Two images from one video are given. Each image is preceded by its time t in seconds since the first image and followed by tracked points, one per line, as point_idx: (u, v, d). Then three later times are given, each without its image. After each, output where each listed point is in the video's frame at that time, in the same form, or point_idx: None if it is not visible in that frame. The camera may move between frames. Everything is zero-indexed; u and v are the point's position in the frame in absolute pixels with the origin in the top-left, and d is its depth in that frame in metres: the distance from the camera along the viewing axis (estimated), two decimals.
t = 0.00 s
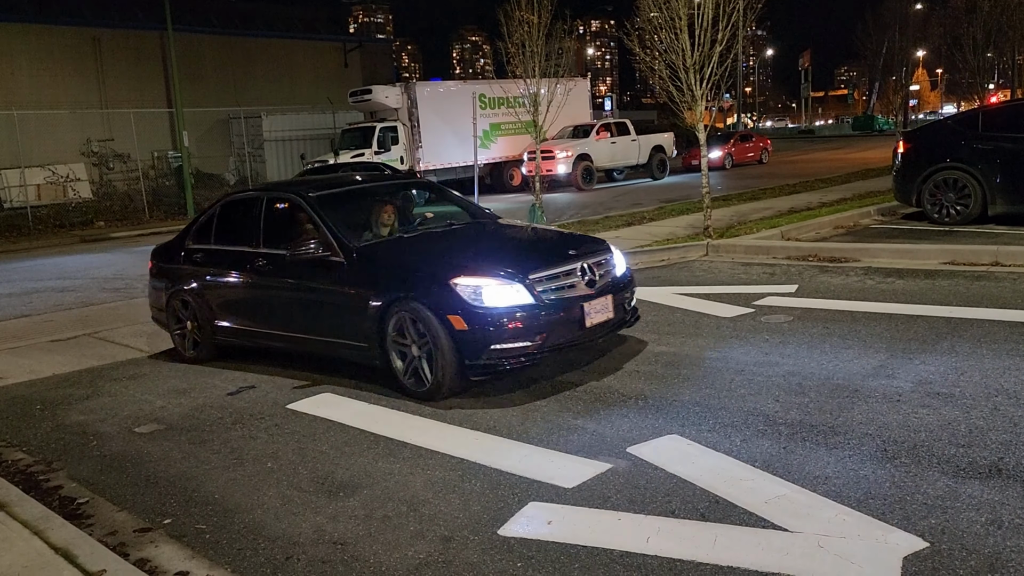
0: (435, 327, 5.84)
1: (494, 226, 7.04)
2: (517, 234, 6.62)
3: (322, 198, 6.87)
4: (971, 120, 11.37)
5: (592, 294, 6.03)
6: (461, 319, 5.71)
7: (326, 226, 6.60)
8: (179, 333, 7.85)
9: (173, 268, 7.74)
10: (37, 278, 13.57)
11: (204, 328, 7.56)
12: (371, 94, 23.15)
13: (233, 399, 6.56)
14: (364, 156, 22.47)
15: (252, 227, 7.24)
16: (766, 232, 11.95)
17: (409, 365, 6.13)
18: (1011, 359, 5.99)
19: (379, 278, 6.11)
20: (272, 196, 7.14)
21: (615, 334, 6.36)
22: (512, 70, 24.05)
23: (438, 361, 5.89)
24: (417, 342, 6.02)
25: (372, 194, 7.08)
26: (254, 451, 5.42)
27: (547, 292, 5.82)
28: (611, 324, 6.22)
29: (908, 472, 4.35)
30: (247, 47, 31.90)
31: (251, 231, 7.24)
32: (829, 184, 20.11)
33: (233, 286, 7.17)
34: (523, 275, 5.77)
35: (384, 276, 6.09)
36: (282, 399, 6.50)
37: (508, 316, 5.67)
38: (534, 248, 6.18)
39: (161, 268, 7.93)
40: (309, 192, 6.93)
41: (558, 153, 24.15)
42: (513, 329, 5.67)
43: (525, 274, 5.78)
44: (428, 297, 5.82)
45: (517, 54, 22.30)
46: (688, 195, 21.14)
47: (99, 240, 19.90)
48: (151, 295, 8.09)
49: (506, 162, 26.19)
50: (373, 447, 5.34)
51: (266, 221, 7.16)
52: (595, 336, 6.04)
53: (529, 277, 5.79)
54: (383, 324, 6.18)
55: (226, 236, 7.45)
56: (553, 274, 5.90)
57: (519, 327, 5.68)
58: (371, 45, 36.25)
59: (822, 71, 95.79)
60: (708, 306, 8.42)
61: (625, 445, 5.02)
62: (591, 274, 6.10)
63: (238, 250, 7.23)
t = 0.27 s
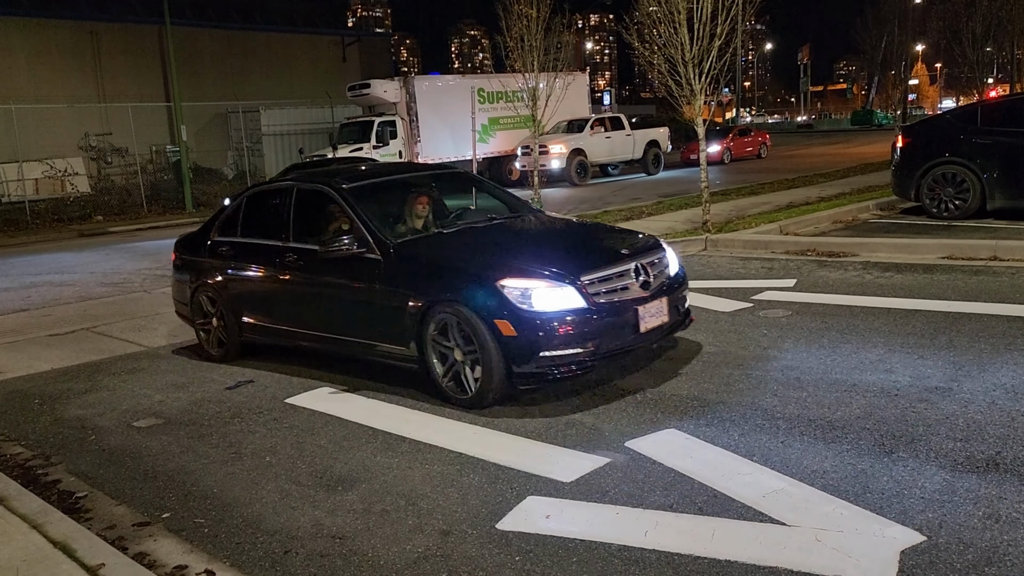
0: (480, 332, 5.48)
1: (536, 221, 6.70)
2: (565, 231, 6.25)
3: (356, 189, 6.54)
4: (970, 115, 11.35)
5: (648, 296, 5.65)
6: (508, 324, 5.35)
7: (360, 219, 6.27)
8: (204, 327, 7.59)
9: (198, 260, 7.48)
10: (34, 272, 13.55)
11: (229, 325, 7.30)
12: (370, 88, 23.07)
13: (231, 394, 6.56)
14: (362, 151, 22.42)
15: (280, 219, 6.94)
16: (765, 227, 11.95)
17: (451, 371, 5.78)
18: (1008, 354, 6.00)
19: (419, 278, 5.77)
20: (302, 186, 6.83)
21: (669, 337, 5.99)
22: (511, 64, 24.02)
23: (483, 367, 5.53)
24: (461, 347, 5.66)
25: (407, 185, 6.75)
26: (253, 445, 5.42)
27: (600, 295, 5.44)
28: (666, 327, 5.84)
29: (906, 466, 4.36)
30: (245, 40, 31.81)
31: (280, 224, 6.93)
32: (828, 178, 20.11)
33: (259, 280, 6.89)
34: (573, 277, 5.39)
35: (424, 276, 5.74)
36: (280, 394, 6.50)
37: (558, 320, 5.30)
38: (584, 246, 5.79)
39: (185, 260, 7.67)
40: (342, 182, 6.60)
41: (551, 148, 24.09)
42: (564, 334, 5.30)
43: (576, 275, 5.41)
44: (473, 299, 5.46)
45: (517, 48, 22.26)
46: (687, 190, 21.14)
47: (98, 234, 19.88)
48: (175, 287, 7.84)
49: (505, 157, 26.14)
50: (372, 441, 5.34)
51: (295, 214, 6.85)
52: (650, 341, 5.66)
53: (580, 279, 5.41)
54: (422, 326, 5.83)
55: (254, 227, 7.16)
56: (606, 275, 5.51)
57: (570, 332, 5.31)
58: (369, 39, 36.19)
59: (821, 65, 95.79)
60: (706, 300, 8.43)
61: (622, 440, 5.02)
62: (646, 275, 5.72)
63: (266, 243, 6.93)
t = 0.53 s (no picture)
0: (538, 337, 5.12)
1: (589, 216, 6.30)
2: (623, 228, 5.86)
3: (395, 181, 6.19)
4: (968, 110, 11.34)
5: (716, 300, 5.26)
6: (569, 331, 4.99)
7: (401, 213, 5.93)
8: (233, 325, 7.30)
9: (226, 256, 7.17)
10: (32, 268, 13.53)
11: (259, 322, 7.03)
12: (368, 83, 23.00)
13: (230, 389, 6.56)
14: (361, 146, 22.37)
15: (315, 212, 6.60)
16: (763, 223, 11.94)
17: (505, 378, 5.42)
18: (1004, 349, 6.02)
19: (468, 279, 5.42)
20: (340, 178, 6.48)
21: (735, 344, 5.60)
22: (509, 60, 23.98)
23: (540, 375, 5.18)
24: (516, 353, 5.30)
25: (448, 176, 6.39)
26: (251, 440, 5.41)
27: (666, 299, 5.05)
28: (735, 334, 5.45)
29: (904, 462, 4.36)
30: (242, 36, 31.74)
31: (314, 216, 6.59)
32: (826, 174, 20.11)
33: (293, 277, 6.58)
34: (639, 280, 4.99)
35: (474, 276, 5.39)
36: (279, 389, 6.50)
37: (622, 327, 4.92)
38: (647, 247, 5.40)
39: (211, 257, 7.36)
40: (380, 175, 6.25)
41: (544, 145, 24.01)
42: (628, 342, 4.92)
43: (642, 278, 5.01)
44: (530, 301, 5.09)
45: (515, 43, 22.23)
46: (686, 185, 21.13)
47: (96, 230, 19.87)
48: (202, 284, 7.53)
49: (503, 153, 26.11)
50: (370, 437, 5.33)
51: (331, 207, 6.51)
52: (716, 349, 5.27)
53: (646, 282, 5.01)
54: (472, 329, 5.48)
55: (285, 221, 6.83)
56: (673, 277, 5.12)
57: (633, 339, 4.92)
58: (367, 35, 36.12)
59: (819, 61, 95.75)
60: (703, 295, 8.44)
61: (620, 436, 5.02)
62: (714, 277, 5.33)
63: (300, 237, 6.60)
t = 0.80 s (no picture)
0: (607, 346, 4.73)
1: (652, 214, 5.90)
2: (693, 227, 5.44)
3: (444, 175, 5.80)
4: (967, 107, 11.33)
5: (799, 306, 4.84)
6: (642, 340, 4.59)
7: (451, 209, 5.54)
8: (266, 325, 7.01)
9: (259, 252, 6.84)
10: (30, 264, 13.51)
11: (293, 323, 6.71)
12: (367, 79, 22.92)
13: (228, 385, 6.55)
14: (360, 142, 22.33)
15: (355, 208, 6.24)
16: (762, 219, 11.93)
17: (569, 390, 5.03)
18: (1001, 346, 6.02)
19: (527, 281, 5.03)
20: (384, 171, 6.12)
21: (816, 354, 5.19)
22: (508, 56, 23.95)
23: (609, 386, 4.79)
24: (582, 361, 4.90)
25: (500, 170, 6.00)
26: (250, 437, 5.41)
27: (747, 306, 4.63)
28: (817, 342, 5.04)
29: (902, 458, 4.36)
30: (241, 32, 31.69)
31: (355, 213, 6.24)
32: (826, 171, 20.11)
33: (327, 277, 6.26)
34: (717, 285, 4.58)
35: (534, 281, 5.00)
36: (277, 385, 6.49)
37: (701, 335, 4.51)
38: (723, 247, 4.98)
39: (243, 253, 7.05)
40: (427, 168, 5.88)
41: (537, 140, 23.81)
42: (706, 351, 4.51)
43: (721, 282, 4.59)
44: (598, 307, 4.70)
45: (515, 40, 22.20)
46: (685, 182, 21.12)
47: (94, 226, 19.85)
48: (233, 282, 7.22)
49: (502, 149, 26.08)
50: (368, 434, 5.32)
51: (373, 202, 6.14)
52: (800, 359, 4.86)
53: (726, 286, 4.60)
54: (531, 336, 5.10)
55: (323, 217, 6.48)
56: (753, 281, 4.70)
57: (712, 349, 4.51)
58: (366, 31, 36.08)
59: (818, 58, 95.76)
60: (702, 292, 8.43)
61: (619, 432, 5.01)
62: (798, 283, 4.93)
63: (339, 234, 6.25)
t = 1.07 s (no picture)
0: (691, 356, 4.34)
1: (726, 212, 5.53)
2: (777, 227, 5.05)
3: (502, 170, 5.42)
4: (969, 105, 11.30)
5: (900, 315, 4.46)
6: (735, 350, 4.19)
7: (512, 205, 5.15)
8: (303, 329, 6.67)
9: (298, 251, 6.49)
10: (32, 262, 13.52)
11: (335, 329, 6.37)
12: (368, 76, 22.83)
13: (230, 383, 6.55)
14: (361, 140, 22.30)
15: (404, 206, 5.86)
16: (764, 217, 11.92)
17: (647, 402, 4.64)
18: (1003, 344, 6.01)
19: (600, 284, 4.64)
20: (435, 165, 5.73)
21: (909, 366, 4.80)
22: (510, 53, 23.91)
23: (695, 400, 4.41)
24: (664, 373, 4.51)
25: (560, 166, 5.63)
26: (252, 434, 5.41)
27: (848, 314, 4.24)
28: (915, 353, 4.65)
29: (904, 456, 4.35)
30: (243, 29, 31.67)
31: (403, 210, 5.85)
32: (828, 168, 20.09)
33: (373, 280, 5.90)
34: (817, 291, 4.18)
35: (609, 285, 4.60)
36: (279, 383, 6.49)
37: (799, 346, 4.12)
38: (816, 250, 4.59)
39: (279, 251, 6.70)
40: (483, 162, 5.49)
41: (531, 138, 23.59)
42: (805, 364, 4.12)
43: (821, 288, 4.20)
44: (680, 314, 4.31)
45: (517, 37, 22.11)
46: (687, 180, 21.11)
47: (95, 223, 19.87)
48: (268, 282, 6.87)
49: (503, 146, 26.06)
50: (370, 431, 5.32)
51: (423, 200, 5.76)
52: (900, 372, 4.48)
53: (825, 292, 4.20)
54: (605, 344, 4.71)
55: (367, 214, 6.12)
56: (852, 287, 4.31)
57: (811, 361, 4.12)
58: (367, 28, 36.06)
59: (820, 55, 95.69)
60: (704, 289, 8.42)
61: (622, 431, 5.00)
62: (897, 287, 4.57)
63: (388, 233, 5.87)
